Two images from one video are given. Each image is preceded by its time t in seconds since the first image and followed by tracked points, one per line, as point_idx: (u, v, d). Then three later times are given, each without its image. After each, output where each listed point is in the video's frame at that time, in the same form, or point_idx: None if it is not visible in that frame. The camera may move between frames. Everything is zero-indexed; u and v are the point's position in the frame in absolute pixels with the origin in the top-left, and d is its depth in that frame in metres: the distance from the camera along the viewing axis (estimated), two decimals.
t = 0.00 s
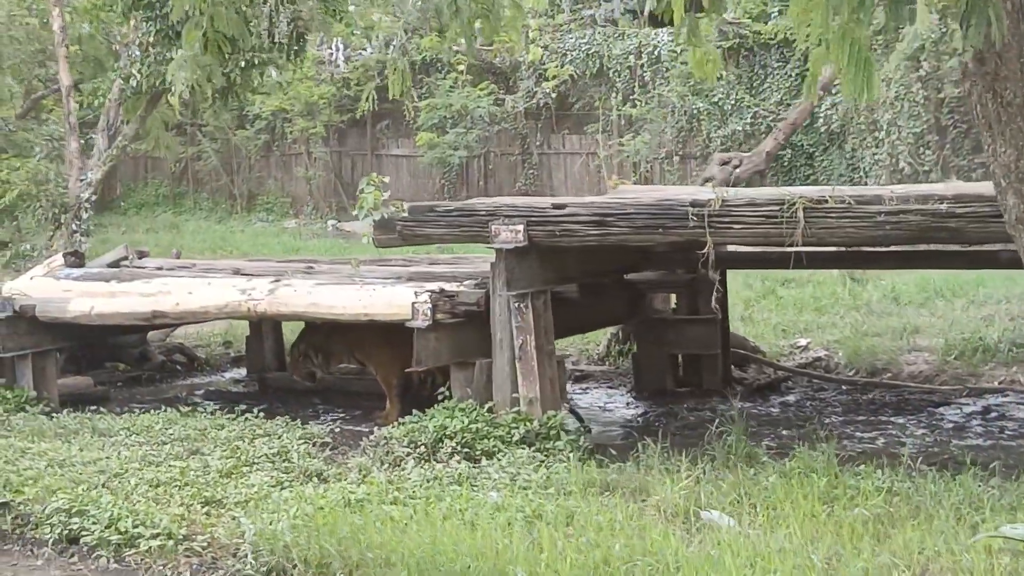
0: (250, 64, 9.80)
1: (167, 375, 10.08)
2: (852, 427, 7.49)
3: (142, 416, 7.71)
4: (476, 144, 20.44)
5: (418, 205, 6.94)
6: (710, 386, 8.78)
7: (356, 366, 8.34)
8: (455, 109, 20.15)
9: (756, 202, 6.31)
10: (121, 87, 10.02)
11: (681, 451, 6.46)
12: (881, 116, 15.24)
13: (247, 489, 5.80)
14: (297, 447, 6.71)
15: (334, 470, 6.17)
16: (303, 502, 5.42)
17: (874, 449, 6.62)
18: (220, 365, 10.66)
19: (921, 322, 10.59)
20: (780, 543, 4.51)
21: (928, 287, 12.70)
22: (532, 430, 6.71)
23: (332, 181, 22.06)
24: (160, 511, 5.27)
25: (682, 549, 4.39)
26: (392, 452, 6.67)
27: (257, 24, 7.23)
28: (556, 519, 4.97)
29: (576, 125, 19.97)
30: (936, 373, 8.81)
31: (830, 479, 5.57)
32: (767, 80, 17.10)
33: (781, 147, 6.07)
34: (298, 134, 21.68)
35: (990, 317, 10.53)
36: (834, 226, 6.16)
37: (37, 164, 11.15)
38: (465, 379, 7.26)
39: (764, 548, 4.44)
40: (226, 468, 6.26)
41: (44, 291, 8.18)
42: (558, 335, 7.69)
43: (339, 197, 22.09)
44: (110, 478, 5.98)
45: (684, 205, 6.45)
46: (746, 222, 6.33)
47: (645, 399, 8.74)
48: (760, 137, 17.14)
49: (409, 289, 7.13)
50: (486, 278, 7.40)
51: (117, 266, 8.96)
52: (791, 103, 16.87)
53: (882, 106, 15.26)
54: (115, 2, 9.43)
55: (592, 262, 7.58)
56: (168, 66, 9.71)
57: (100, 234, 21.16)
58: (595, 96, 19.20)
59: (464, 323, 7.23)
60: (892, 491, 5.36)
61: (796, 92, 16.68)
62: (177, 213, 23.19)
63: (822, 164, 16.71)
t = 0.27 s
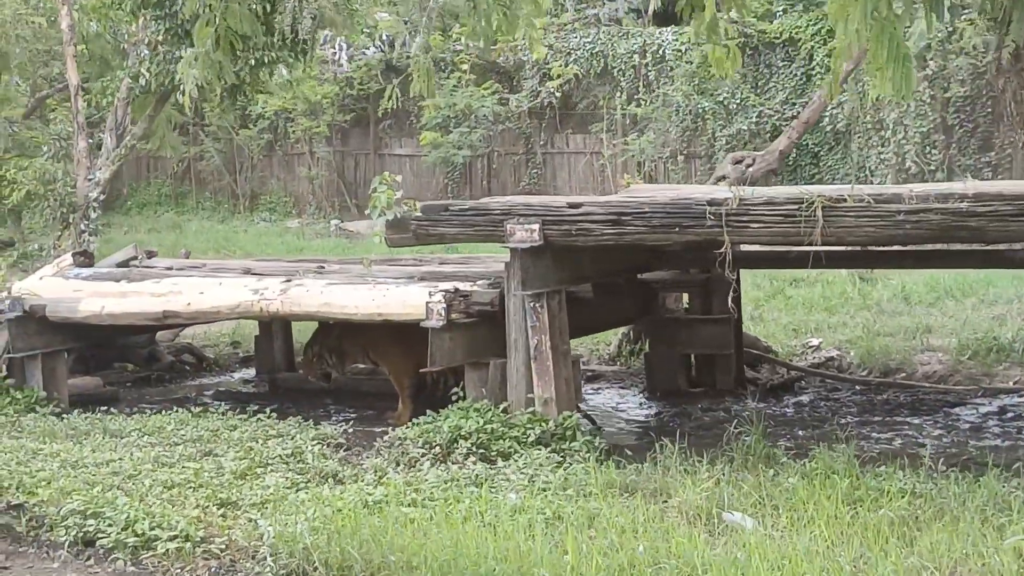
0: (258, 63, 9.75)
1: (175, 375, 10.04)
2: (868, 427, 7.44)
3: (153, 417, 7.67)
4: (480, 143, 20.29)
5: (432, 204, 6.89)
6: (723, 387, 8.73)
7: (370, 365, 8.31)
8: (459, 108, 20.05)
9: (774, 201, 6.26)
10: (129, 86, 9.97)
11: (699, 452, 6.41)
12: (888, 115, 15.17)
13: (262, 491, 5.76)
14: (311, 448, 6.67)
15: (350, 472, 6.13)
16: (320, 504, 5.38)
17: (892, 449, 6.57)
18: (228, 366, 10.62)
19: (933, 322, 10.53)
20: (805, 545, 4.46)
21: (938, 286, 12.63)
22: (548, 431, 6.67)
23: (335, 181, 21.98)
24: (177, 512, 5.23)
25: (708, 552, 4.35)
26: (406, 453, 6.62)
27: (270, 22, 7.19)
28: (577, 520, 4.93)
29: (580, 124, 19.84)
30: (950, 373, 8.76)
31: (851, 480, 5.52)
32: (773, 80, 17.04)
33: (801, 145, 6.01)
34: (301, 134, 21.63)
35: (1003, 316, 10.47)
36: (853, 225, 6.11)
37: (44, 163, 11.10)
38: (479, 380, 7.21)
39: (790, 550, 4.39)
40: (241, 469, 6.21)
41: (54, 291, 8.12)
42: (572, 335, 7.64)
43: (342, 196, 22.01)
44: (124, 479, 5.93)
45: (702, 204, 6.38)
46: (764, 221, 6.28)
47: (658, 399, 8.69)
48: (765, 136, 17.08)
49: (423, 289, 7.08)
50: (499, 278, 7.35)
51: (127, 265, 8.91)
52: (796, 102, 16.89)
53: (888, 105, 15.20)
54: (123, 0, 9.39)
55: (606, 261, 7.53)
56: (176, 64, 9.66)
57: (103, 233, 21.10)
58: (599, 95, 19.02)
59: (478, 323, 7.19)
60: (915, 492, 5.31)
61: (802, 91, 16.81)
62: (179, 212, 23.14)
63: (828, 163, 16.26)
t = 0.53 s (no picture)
0: (263, 65, 9.67)
1: (180, 381, 9.97)
2: (881, 433, 7.38)
3: (160, 423, 7.60)
4: (480, 147, 20.33)
5: (443, 208, 6.84)
6: (734, 392, 8.68)
7: (379, 369, 8.28)
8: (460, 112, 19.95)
9: (789, 204, 6.18)
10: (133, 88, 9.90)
11: (713, 458, 6.34)
12: (891, 119, 15.08)
13: (274, 499, 5.70)
14: (321, 455, 6.61)
15: (361, 479, 6.06)
16: (333, 511, 5.32)
17: (907, 455, 6.51)
18: (232, 371, 10.55)
19: (942, 326, 10.46)
20: (829, 553, 4.40)
21: (944, 290, 12.56)
22: (560, 437, 6.61)
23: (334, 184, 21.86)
24: (188, 520, 5.16)
25: (730, 560, 4.28)
26: (417, 460, 6.56)
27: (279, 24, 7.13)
28: (595, 528, 4.87)
29: (581, 127, 19.61)
30: (962, 378, 8.70)
31: (870, 486, 5.46)
32: (773, 83, 16.94)
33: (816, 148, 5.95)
34: (299, 138, 21.54)
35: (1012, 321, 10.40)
36: (869, 229, 6.05)
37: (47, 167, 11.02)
38: (489, 386, 7.15)
39: (813, 557, 4.32)
40: (250, 476, 6.15)
41: (59, 296, 8.05)
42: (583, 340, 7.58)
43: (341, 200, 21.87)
44: (133, 486, 5.87)
45: (716, 207, 6.30)
46: (778, 224, 6.20)
47: (668, 404, 8.64)
48: (766, 139, 16.98)
49: (434, 294, 7.02)
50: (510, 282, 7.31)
51: (132, 270, 8.85)
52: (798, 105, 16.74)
53: (891, 108, 15.13)
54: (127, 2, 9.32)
55: (617, 266, 7.48)
56: (180, 67, 9.59)
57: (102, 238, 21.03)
58: (599, 99, 18.91)
59: (488, 328, 7.13)
60: (936, 498, 5.25)
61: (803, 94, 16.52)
62: (177, 217, 23.08)
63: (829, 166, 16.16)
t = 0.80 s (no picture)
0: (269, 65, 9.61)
1: (187, 383, 9.91)
2: (896, 435, 7.32)
3: (170, 426, 7.55)
4: (483, 148, 20.22)
5: (456, 209, 6.80)
6: (745, 394, 8.61)
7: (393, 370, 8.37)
8: (462, 113, 19.88)
9: (807, 205, 6.12)
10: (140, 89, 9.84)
11: (730, 462, 6.28)
12: (896, 119, 14.99)
13: (288, 503, 5.64)
14: (334, 458, 6.55)
15: (376, 483, 6.01)
16: (350, 516, 5.26)
17: (925, 458, 6.45)
18: (239, 373, 10.50)
19: (953, 328, 10.39)
20: (855, 560, 4.33)
21: (953, 292, 12.48)
22: (575, 440, 6.54)
23: (335, 184, 21.70)
24: (204, 525, 5.11)
25: (755, 567, 4.22)
26: (431, 463, 6.51)
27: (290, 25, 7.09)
28: (617, 533, 4.80)
29: (582, 129, 19.60)
30: (976, 381, 8.64)
31: (892, 491, 5.40)
32: (777, 84, 16.86)
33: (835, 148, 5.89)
34: (300, 139, 21.46)
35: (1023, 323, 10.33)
36: (888, 230, 5.99)
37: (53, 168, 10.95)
38: (503, 388, 7.10)
39: (840, 564, 4.26)
40: (263, 480, 6.09)
41: (68, 298, 7.99)
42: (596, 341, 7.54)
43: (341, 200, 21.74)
44: (145, 490, 5.81)
45: (733, 208, 6.24)
46: (796, 226, 6.14)
47: (679, 406, 8.58)
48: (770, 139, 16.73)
49: (447, 295, 6.97)
50: (523, 284, 7.26)
51: (140, 271, 8.79)
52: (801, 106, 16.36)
53: (896, 108, 15.05)
54: (135, 3, 9.27)
55: (630, 267, 7.43)
56: (188, 68, 9.54)
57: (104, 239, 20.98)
58: (601, 100, 18.89)
59: (501, 331, 7.08)
60: (959, 503, 5.19)
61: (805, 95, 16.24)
62: (178, 218, 23.02)
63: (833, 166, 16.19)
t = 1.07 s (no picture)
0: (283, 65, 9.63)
1: (196, 385, 9.84)
2: (914, 437, 7.25)
3: (181, 428, 7.48)
4: (485, 149, 20.21)
5: (471, 210, 6.74)
6: (759, 396, 8.53)
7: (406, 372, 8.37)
8: (465, 113, 19.82)
9: (827, 205, 6.05)
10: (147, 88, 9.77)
11: (749, 464, 6.23)
12: (902, 119, 14.90)
13: (305, 506, 5.59)
14: (348, 461, 6.49)
15: (391, 487, 5.94)
16: (368, 521, 5.20)
17: (946, 461, 6.39)
18: (247, 374, 10.44)
19: (964, 329, 10.32)
20: (885, 565, 4.27)
21: (963, 293, 12.40)
22: (591, 442, 6.48)
23: (336, 185, 21.57)
24: (222, 529, 5.04)
25: (785, 572, 4.16)
26: (446, 466, 6.45)
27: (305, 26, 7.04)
28: (640, 538, 4.74)
29: (585, 130, 19.56)
30: (992, 382, 8.58)
31: (917, 493, 5.34)
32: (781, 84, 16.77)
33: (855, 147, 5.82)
34: (302, 139, 21.38)
35: None
36: (910, 229, 5.92)
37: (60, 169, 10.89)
38: (518, 390, 7.04)
39: (871, 569, 4.20)
40: (278, 483, 6.03)
41: (77, 298, 7.91)
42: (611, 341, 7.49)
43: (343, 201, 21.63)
44: (159, 492, 5.75)
45: (752, 208, 6.17)
46: (816, 226, 6.07)
47: (692, 408, 8.51)
48: (774, 139, 16.66)
49: (462, 297, 6.91)
50: (538, 285, 7.20)
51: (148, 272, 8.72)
52: (806, 106, 16.37)
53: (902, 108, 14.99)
54: (143, 2, 9.21)
55: (646, 268, 7.37)
56: (196, 67, 9.47)
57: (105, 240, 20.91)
58: (605, 100, 18.81)
59: (516, 332, 7.02)
60: (985, 506, 5.12)
61: (810, 96, 16.25)
62: (179, 218, 22.96)
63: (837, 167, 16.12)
